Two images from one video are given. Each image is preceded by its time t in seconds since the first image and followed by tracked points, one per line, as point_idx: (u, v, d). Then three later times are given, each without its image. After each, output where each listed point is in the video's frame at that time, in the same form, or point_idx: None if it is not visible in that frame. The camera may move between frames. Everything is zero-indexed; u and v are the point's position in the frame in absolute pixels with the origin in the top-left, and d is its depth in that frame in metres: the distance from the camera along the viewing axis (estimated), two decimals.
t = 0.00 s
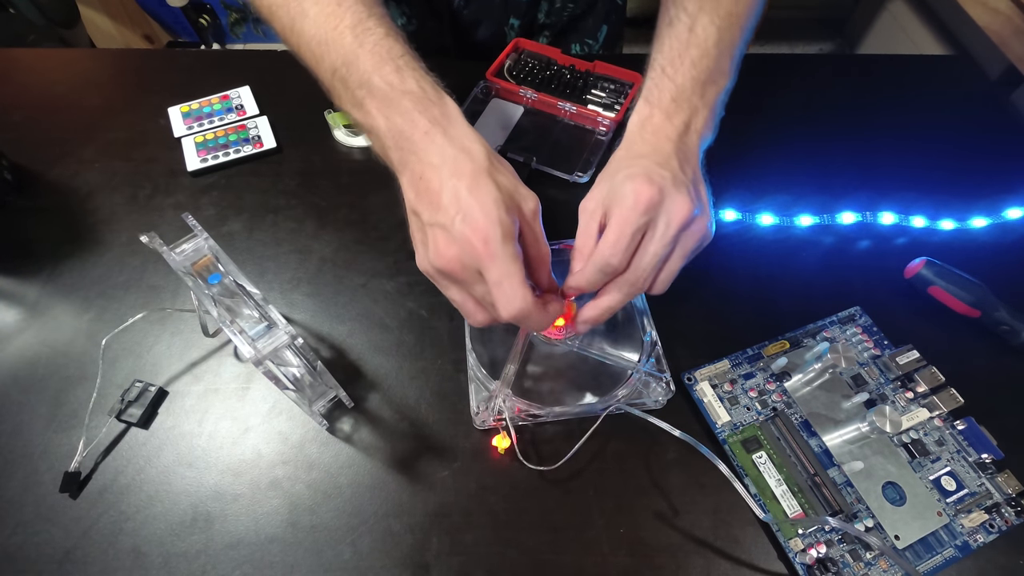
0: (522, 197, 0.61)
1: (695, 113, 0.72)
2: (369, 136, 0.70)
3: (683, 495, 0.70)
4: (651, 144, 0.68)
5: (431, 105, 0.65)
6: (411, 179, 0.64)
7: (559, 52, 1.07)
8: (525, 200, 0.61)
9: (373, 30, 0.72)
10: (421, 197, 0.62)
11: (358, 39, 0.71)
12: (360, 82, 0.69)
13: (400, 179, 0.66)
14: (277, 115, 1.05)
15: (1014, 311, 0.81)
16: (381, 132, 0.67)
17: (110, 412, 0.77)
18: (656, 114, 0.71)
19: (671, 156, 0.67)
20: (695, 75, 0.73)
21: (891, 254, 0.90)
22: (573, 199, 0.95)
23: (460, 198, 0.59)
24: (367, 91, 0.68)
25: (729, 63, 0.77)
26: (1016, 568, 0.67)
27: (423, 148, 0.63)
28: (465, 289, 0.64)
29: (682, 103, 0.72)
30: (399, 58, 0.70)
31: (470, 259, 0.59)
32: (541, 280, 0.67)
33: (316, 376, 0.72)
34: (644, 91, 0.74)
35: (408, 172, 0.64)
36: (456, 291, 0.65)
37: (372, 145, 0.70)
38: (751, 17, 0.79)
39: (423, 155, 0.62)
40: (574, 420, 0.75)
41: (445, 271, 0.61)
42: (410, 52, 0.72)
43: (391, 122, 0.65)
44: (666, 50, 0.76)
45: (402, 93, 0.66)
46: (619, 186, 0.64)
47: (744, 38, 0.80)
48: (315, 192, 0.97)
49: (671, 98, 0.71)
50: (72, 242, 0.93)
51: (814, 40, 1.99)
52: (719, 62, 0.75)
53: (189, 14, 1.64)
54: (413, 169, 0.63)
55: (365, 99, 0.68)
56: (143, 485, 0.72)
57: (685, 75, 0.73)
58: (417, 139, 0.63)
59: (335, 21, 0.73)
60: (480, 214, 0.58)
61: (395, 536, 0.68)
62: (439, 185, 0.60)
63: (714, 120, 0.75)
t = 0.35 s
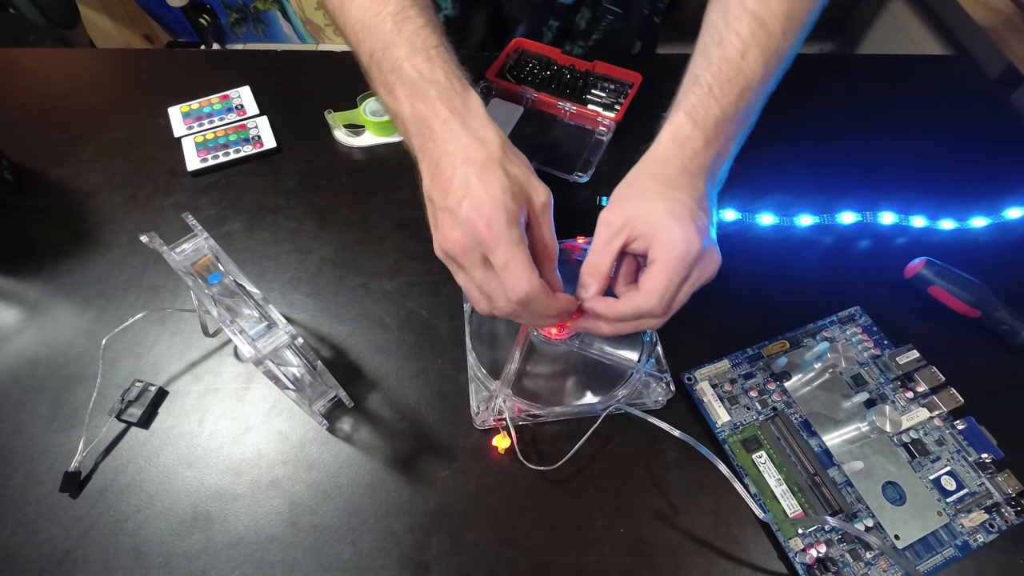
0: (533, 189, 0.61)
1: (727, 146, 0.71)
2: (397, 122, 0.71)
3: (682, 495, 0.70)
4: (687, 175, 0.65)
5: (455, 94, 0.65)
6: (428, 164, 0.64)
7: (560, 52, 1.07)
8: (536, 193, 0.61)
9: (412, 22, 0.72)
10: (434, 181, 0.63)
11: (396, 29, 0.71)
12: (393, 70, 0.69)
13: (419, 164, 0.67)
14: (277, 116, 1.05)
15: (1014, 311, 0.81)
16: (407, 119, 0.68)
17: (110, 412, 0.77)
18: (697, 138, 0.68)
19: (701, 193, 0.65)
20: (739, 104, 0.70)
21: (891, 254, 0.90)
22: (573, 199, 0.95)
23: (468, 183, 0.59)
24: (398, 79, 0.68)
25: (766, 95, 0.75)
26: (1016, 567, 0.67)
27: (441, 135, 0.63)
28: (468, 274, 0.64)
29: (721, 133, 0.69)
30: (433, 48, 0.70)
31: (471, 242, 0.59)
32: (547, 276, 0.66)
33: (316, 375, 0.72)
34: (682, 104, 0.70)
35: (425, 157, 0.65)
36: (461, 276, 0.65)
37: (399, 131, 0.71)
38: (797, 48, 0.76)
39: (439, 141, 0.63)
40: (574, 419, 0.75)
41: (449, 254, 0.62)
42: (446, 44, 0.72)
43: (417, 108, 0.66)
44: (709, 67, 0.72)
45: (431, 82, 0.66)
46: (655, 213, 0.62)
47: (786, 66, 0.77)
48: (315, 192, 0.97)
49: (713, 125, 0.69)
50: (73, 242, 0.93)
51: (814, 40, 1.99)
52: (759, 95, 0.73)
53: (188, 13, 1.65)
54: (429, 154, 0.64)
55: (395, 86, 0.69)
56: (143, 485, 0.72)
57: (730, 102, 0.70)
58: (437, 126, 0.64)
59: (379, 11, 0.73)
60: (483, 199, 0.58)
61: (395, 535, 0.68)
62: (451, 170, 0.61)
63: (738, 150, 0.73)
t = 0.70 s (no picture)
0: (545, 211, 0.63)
1: (759, 171, 0.70)
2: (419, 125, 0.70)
3: (682, 495, 0.70)
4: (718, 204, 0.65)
5: (481, 106, 0.65)
6: (447, 171, 0.64)
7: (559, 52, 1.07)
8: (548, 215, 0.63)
9: (450, 31, 0.71)
10: (451, 187, 0.62)
11: (432, 35, 0.70)
12: (422, 73, 0.68)
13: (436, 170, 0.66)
14: (277, 115, 1.05)
15: (1014, 311, 0.81)
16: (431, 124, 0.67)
17: (110, 412, 0.77)
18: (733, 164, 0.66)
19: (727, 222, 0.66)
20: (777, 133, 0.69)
21: (891, 254, 0.90)
22: (573, 199, 0.95)
23: (488, 195, 0.59)
24: (427, 83, 0.67)
25: (806, 122, 0.72)
26: (1016, 568, 0.67)
27: (464, 144, 0.62)
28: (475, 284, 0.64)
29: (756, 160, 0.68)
30: (465, 59, 0.69)
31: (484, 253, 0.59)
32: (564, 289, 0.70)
33: (316, 375, 0.72)
34: (723, 123, 0.68)
35: (444, 164, 0.64)
36: (466, 285, 0.65)
37: (418, 134, 0.70)
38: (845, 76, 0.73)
39: (462, 150, 0.62)
40: (574, 420, 0.75)
41: (462, 262, 0.61)
42: (479, 58, 0.71)
43: (443, 115, 0.65)
44: (756, 90, 0.68)
45: (459, 90, 0.65)
46: (684, 243, 0.63)
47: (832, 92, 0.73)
48: (315, 192, 0.97)
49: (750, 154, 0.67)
50: (72, 242, 0.93)
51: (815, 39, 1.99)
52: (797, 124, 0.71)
53: (188, 14, 1.64)
54: (450, 161, 0.63)
55: (422, 90, 0.68)
56: (143, 485, 0.72)
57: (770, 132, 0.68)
58: (461, 135, 0.63)
59: (418, 15, 0.72)
60: (506, 214, 0.58)
61: (395, 535, 0.68)
62: (470, 181, 0.60)
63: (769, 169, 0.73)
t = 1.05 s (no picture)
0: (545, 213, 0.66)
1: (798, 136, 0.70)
2: (421, 121, 0.70)
3: (682, 495, 0.70)
4: (745, 160, 0.65)
5: (488, 109, 0.67)
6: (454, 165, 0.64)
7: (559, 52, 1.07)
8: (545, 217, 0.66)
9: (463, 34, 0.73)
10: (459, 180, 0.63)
11: (444, 35, 0.71)
12: (432, 70, 0.69)
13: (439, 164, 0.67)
14: (277, 116, 1.05)
15: (1014, 311, 0.81)
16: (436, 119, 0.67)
17: (110, 412, 0.77)
18: (759, 121, 0.67)
19: (754, 179, 0.65)
20: (809, 95, 0.69)
21: (891, 254, 0.90)
22: (572, 199, 0.95)
23: (500, 188, 0.61)
24: (437, 80, 0.68)
25: (844, 94, 0.73)
26: (1016, 568, 0.67)
27: (474, 139, 0.64)
28: (476, 275, 0.64)
29: (787, 119, 0.68)
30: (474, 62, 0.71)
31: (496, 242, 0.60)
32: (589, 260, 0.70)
33: (317, 375, 0.72)
34: (752, 89, 0.70)
35: (451, 158, 0.65)
36: (465, 277, 0.65)
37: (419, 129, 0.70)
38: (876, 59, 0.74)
39: (472, 145, 0.64)
40: (574, 419, 0.75)
41: (469, 250, 0.61)
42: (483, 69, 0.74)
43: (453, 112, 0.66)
44: (791, 56, 0.70)
45: (469, 91, 0.67)
46: (695, 195, 0.64)
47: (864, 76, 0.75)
48: (315, 192, 0.97)
49: (780, 113, 0.67)
50: (72, 242, 0.93)
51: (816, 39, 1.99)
52: (834, 92, 0.71)
53: (187, 13, 1.60)
54: (457, 155, 0.64)
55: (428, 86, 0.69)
56: (143, 485, 0.72)
57: (800, 92, 0.68)
58: (470, 132, 0.64)
59: (429, 14, 0.73)
60: (520, 206, 0.60)
61: (395, 535, 0.68)
62: (482, 175, 0.62)
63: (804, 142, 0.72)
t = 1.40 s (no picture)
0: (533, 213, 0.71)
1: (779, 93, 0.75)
2: (406, 120, 0.71)
3: (682, 494, 0.70)
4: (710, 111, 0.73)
5: (475, 113, 0.71)
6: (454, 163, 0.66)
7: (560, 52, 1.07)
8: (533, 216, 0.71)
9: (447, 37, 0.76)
10: (461, 177, 0.65)
11: (430, 37, 0.75)
12: (421, 71, 0.72)
13: (434, 162, 0.68)
14: (277, 116, 1.05)
15: (1014, 311, 0.81)
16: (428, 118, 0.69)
17: (110, 412, 0.77)
18: (728, 79, 0.75)
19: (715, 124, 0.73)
20: (780, 53, 0.75)
21: (891, 254, 0.90)
22: (573, 199, 0.95)
23: (503, 184, 0.64)
24: (427, 81, 0.70)
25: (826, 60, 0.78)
26: (1016, 568, 0.67)
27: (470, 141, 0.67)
28: (484, 271, 0.65)
29: (758, 74, 0.74)
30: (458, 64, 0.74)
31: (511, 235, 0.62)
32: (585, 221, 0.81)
33: (317, 375, 0.72)
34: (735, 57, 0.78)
35: (450, 157, 0.67)
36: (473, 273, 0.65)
37: (405, 127, 0.71)
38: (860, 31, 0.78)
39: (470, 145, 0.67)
40: (573, 419, 0.75)
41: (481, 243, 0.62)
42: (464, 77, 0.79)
43: (446, 112, 0.69)
44: (767, 28, 0.79)
45: (458, 93, 0.71)
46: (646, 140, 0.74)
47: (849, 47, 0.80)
48: (315, 192, 0.97)
49: (750, 68, 0.75)
50: (72, 242, 0.93)
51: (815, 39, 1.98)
52: (812, 51, 0.76)
53: (188, 14, 1.63)
54: (457, 153, 0.66)
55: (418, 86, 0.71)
56: (143, 485, 0.72)
57: (769, 51, 0.75)
58: (463, 134, 0.68)
59: (412, 16, 0.76)
60: (528, 200, 0.64)
61: (395, 535, 0.68)
62: (485, 172, 0.65)
63: (787, 98, 0.77)
